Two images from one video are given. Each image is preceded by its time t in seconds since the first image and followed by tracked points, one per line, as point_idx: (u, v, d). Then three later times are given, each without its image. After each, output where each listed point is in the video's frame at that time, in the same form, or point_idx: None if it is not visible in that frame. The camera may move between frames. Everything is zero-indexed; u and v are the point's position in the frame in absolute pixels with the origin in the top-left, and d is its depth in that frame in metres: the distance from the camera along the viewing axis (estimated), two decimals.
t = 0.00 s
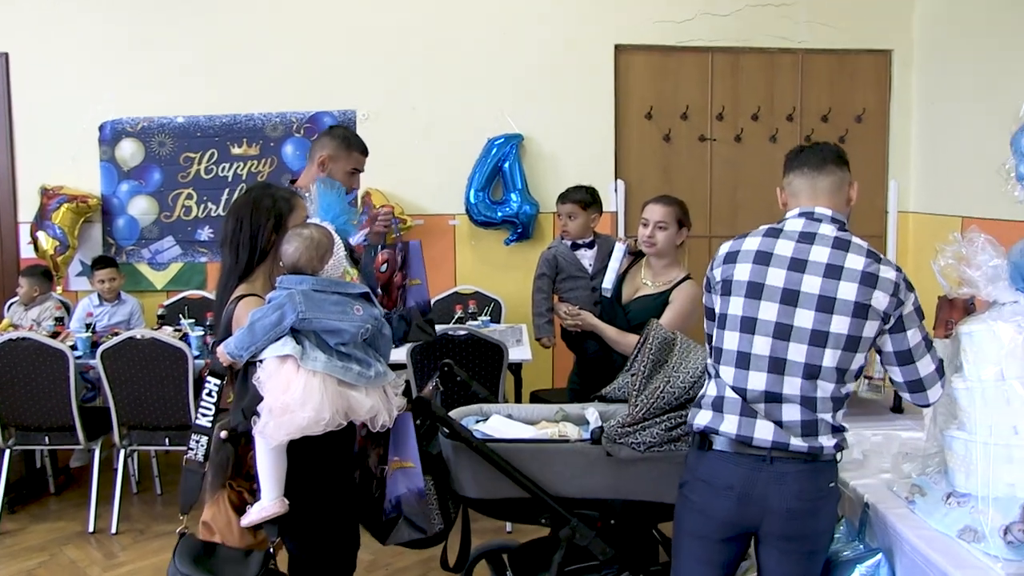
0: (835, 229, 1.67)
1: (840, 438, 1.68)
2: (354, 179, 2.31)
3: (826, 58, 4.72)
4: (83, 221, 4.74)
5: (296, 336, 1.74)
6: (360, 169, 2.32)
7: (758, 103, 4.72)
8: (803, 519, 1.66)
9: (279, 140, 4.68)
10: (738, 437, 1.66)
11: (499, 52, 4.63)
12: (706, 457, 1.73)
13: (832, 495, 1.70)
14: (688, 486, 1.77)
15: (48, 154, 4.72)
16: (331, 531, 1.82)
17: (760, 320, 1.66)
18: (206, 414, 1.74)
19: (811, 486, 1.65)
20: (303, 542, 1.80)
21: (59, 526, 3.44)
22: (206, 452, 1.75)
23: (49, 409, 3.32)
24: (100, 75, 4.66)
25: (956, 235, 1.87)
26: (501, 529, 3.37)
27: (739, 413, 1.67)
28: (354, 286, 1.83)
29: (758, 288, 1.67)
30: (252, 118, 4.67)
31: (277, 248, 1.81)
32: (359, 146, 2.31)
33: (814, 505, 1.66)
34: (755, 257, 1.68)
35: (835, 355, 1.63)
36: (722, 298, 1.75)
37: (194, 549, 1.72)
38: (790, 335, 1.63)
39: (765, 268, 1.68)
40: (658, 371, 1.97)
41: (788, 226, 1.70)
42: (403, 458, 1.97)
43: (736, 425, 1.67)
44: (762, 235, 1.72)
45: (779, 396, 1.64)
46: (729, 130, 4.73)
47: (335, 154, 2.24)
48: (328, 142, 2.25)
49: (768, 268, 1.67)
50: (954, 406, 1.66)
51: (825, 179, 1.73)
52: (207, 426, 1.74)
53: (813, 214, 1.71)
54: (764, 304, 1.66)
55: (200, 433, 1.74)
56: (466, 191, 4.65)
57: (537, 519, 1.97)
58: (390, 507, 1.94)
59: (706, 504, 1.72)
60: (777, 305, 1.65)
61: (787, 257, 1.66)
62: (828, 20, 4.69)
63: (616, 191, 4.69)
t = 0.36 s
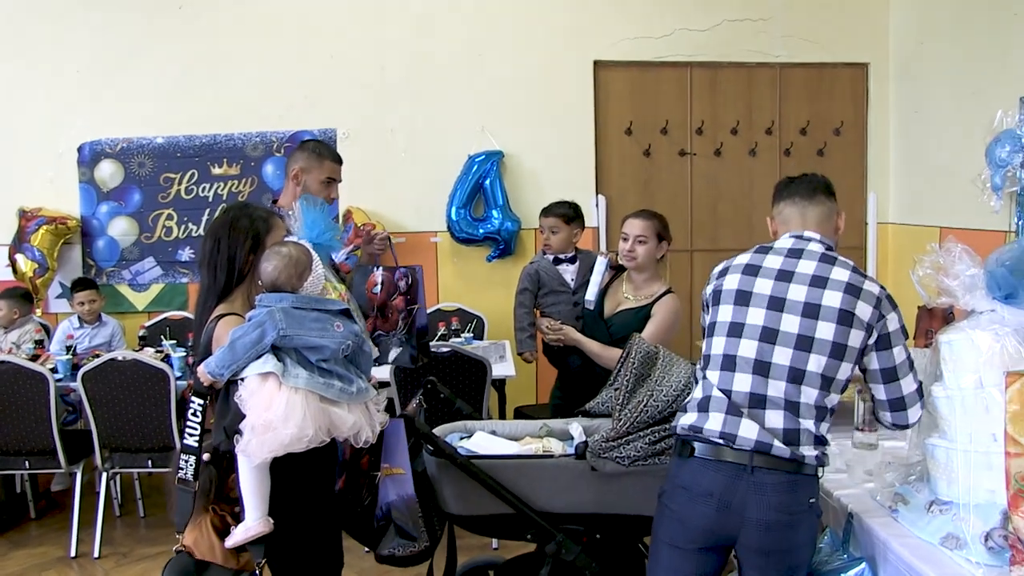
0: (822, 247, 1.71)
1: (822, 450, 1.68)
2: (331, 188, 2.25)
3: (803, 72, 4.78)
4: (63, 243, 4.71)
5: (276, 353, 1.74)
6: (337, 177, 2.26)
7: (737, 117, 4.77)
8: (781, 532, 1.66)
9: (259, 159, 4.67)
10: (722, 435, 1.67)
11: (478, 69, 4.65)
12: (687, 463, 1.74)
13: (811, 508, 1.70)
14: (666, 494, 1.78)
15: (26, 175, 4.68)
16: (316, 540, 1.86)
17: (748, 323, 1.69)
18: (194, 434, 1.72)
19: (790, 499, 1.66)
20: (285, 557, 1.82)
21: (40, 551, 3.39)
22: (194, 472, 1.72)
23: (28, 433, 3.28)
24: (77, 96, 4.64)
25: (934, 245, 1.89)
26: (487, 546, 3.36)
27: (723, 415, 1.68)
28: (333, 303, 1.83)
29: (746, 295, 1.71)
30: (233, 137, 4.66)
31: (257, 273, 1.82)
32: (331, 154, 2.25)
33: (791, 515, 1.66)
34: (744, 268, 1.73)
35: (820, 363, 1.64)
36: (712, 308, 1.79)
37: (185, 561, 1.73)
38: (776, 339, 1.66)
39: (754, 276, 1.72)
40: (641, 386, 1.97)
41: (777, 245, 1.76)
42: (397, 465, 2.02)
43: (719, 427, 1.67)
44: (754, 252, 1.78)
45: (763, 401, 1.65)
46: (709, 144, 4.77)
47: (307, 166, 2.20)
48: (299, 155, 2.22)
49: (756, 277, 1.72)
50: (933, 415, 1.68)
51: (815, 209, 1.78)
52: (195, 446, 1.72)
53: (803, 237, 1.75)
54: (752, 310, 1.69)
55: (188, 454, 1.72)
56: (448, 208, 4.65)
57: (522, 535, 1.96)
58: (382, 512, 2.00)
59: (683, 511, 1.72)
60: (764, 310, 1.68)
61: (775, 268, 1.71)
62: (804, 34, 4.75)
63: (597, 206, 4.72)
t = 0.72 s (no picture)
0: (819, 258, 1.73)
1: (816, 453, 1.67)
2: (326, 183, 2.22)
3: (800, 74, 4.79)
4: (57, 240, 4.69)
5: (270, 351, 1.73)
6: (332, 172, 2.23)
7: (734, 117, 4.77)
8: (773, 535, 1.66)
9: (255, 157, 4.66)
10: (716, 429, 1.68)
11: (475, 68, 4.65)
12: (680, 462, 1.74)
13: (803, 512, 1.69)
14: (658, 493, 1.77)
15: (21, 172, 4.67)
16: (306, 541, 1.84)
17: (744, 324, 1.70)
18: (198, 426, 1.75)
19: (780, 503, 1.65)
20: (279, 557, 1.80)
21: (33, 549, 3.38)
22: (202, 461, 1.74)
23: (21, 430, 3.27)
24: (73, 92, 4.63)
25: (929, 248, 1.90)
26: (482, 545, 3.35)
27: (717, 412, 1.68)
28: (329, 301, 1.81)
29: (743, 298, 1.73)
30: (228, 135, 4.65)
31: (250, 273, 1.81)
32: (324, 148, 2.21)
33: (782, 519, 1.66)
34: (742, 274, 1.76)
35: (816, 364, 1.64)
36: (710, 311, 1.81)
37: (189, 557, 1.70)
38: (772, 338, 1.66)
39: (752, 279, 1.75)
40: (636, 387, 1.97)
41: (776, 256, 1.77)
42: (410, 448, 1.98)
43: (714, 424, 1.68)
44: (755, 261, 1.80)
45: (757, 399, 1.66)
46: (705, 145, 4.77)
47: (300, 162, 2.17)
48: (293, 151, 2.19)
49: (754, 281, 1.74)
50: (928, 417, 1.68)
51: (815, 227, 1.79)
52: (199, 437, 1.75)
53: (803, 251, 1.75)
54: (749, 311, 1.71)
55: (195, 445, 1.75)
56: (443, 207, 4.65)
57: (515, 535, 1.95)
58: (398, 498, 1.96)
59: (673, 510, 1.72)
60: (761, 311, 1.69)
61: (772, 275, 1.73)
62: (801, 36, 4.76)
63: (593, 206, 4.72)
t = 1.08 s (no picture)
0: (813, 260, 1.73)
1: (812, 456, 1.67)
2: (320, 183, 2.24)
3: (795, 74, 4.79)
4: (51, 242, 4.68)
5: (263, 353, 1.71)
6: (327, 172, 2.24)
7: (728, 118, 4.77)
8: (767, 540, 1.65)
9: (249, 158, 4.65)
10: (711, 435, 1.66)
11: (469, 69, 4.64)
12: (674, 466, 1.73)
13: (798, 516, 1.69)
14: (652, 498, 1.77)
15: (14, 174, 4.65)
16: (307, 542, 1.83)
17: (739, 327, 1.70)
18: (196, 427, 1.76)
19: (776, 507, 1.65)
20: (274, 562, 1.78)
21: (25, 552, 3.37)
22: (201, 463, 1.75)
23: (13, 433, 3.26)
24: (67, 93, 4.61)
25: (923, 249, 1.90)
26: (476, 547, 3.34)
27: (711, 417, 1.67)
28: (323, 303, 1.80)
29: (737, 301, 1.72)
30: (222, 136, 4.64)
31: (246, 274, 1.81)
32: (319, 149, 2.23)
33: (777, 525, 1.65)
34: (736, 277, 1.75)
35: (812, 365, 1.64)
36: (703, 316, 1.79)
37: (189, 558, 1.72)
38: (768, 342, 1.66)
39: (746, 283, 1.74)
40: (630, 389, 1.96)
41: (767, 256, 1.77)
42: (414, 438, 1.88)
43: (708, 429, 1.67)
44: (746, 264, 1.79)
45: (753, 403, 1.65)
46: (700, 146, 4.77)
47: (295, 163, 2.17)
48: (286, 151, 2.17)
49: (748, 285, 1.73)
50: (922, 418, 1.68)
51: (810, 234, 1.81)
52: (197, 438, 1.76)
53: (791, 250, 1.76)
54: (743, 314, 1.70)
55: (194, 447, 1.76)
56: (438, 208, 4.64)
57: (509, 537, 1.94)
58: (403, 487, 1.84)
59: (668, 515, 1.71)
60: (756, 314, 1.69)
61: (766, 278, 1.72)
62: (796, 36, 4.76)
63: (588, 207, 4.72)
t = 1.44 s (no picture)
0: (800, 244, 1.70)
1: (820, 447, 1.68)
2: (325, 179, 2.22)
3: (801, 71, 4.77)
4: (57, 239, 4.69)
5: (267, 350, 1.71)
6: (331, 166, 2.22)
7: (734, 115, 4.75)
8: (783, 535, 1.67)
9: (254, 155, 4.65)
10: (728, 445, 1.62)
11: (474, 65, 4.63)
12: (687, 472, 1.68)
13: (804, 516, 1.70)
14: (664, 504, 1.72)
15: (19, 171, 4.66)
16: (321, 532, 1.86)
17: (746, 327, 1.64)
18: (194, 431, 1.74)
19: (794, 502, 1.66)
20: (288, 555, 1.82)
21: (32, 549, 3.38)
22: (195, 467, 1.73)
23: (20, 430, 3.27)
24: (72, 90, 4.62)
25: (930, 246, 1.89)
26: (482, 545, 3.34)
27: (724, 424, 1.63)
28: (326, 299, 1.80)
29: (740, 296, 1.65)
30: (227, 133, 4.64)
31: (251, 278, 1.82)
32: (323, 143, 2.21)
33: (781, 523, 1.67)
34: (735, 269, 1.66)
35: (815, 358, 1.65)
36: (699, 310, 1.70)
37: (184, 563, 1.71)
38: (776, 342, 1.63)
39: (745, 278, 1.66)
40: (635, 385, 1.97)
41: (756, 241, 1.69)
42: (432, 424, 1.86)
43: (724, 438, 1.62)
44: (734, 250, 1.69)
45: (767, 403, 1.63)
46: (705, 143, 4.75)
47: (299, 158, 2.16)
48: (291, 147, 2.18)
49: (748, 279, 1.65)
50: (932, 416, 1.67)
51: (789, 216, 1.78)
52: (195, 442, 1.74)
53: (776, 232, 1.72)
54: (748, 312, 1.64)
55: (189, 451, 1.74)
56: (444, 206, 4.64)
57: (515, 534, 1.93)
58: (416, 472, 1.83)
59: (684, 521, 1.67)
60: (761, 312, 1.64)
61: (765, 269, 1.65)
62: (802, 33, 4.74)
63: (593, 204, 4.71)
